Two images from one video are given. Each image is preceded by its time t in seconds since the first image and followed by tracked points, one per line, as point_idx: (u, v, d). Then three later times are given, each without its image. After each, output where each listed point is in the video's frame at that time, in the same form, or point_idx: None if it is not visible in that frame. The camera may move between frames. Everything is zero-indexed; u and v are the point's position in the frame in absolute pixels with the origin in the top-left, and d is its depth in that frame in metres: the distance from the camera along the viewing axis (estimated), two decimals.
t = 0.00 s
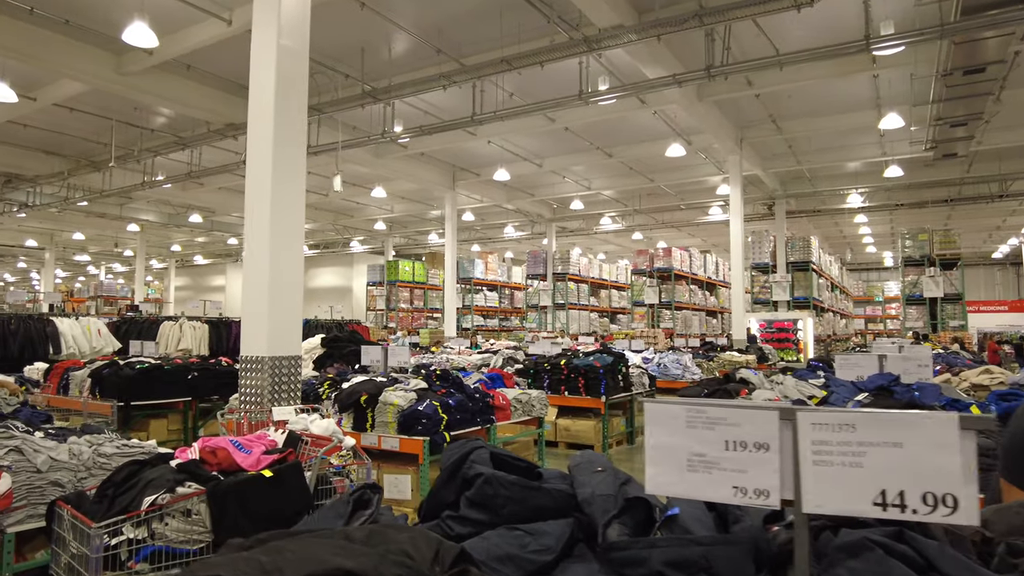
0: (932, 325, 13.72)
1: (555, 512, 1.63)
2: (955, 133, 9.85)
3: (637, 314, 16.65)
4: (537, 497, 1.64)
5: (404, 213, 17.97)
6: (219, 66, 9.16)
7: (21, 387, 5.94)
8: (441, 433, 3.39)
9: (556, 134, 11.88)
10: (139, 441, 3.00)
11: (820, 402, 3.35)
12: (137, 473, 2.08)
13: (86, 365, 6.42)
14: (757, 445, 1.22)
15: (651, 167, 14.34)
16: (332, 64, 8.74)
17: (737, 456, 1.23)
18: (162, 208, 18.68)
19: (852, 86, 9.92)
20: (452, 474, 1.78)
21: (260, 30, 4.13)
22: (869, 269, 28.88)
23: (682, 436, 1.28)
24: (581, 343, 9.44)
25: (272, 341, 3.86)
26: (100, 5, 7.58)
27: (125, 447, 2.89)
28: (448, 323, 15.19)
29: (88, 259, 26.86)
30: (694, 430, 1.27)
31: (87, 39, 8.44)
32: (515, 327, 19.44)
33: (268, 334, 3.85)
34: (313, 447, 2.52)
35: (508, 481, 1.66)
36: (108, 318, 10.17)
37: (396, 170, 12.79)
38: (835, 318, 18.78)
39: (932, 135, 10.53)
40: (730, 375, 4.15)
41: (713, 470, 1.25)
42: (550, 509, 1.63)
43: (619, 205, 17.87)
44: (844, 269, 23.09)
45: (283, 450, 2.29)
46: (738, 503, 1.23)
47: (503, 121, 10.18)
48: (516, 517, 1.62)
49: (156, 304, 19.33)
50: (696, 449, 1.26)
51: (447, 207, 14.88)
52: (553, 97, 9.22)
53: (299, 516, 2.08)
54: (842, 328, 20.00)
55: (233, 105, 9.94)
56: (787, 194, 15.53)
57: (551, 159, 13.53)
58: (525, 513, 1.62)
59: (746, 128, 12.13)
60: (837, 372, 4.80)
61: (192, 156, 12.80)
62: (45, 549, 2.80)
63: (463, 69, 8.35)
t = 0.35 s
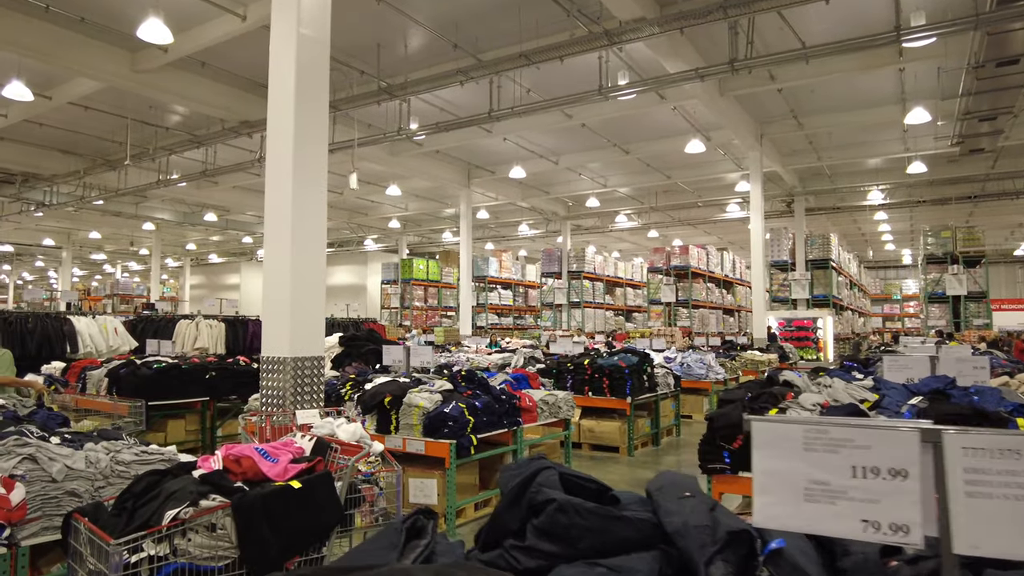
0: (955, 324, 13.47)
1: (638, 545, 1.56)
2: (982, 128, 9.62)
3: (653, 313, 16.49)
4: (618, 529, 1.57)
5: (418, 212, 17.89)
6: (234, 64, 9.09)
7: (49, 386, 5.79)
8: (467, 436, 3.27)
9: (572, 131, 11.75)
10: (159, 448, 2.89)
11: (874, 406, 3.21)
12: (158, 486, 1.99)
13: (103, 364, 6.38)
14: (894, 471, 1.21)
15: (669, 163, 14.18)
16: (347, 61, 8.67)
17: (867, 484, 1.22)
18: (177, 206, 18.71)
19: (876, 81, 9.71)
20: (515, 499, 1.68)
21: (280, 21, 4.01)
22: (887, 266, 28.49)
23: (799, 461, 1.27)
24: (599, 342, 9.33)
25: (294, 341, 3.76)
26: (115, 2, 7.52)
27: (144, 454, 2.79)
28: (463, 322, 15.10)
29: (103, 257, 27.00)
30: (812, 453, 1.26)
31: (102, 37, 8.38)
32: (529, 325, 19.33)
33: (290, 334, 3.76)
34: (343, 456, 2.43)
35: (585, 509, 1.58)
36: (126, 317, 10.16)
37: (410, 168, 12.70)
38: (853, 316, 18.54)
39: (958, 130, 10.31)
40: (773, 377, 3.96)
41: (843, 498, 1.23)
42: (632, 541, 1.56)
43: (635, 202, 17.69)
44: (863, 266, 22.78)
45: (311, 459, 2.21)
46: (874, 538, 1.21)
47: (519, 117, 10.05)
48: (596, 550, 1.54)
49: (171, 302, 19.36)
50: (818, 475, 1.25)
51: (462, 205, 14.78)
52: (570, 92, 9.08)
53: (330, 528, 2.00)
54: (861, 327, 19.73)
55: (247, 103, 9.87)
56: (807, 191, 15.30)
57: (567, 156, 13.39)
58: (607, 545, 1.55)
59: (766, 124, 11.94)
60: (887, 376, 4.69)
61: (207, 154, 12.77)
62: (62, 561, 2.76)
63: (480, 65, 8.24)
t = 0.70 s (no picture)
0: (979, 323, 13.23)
1: (759, 566, 1.47)
2: (1010, 123, 9.41)
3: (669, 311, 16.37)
4: (734, 546, 1.47)
5: (431, 210, 17.80)
6: (250, 60, 9.02)
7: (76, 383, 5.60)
8: (497, 436, 3.18)
9: (589, 127, 11.61)
10: (184, 449, 2.84)
11: (931, 408, 3.20)
12: (185, 491, 1.89)
13: (121, 361, 6.35)
14: None
15: (686, 160, 14.01)
16: (364, 57, 8.59)
17: None
18: (190, 205, 18.71)
19: (901, 74, 9.51)
20: (609, 513, 1.56)
21: (306, 9, 3.92)
22: (904, 265, 28.15)
23: (966, 470, 1.20)
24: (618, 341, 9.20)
25: (322, 340, 3.67)
26: None
27: (170, 456, 2.74)
28: (476, 320, 15.00)
29: (117, 256, 27.11)
30: (981, 462, 1.19)
31: (118, 33, 8.33)
32: (542, 324, 19.20)
33: (318, 331, 3.66)
34: (380, 457, 2.35)
35: (698, 525, 1.47)
36: (142, 315, 10.12)
37: (423, 166, 12.61)
38: (871, 315, 18.29)
39: (985, 125, 10.09)
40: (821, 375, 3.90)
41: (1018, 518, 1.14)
42: (750, 561, 1.47)
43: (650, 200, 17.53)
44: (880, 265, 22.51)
45: (347, 462, 2.17)
46: None
47: (536, 113, 9.93)
48: None
49: (184, 301, 19.35)
50: (990, 488, 1.17)
51: (476, 203, 14.67)
52: (588, 87, 8.96)
53: (369, 535, 1.94)
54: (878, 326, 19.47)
55: (263, 100, 9.80)
56: (825, 188, 15.11)
57: (583, 152, 13.26)
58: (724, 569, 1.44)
59: (786, 120, 11.76)
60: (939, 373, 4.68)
61: (221, 152, 12.72)
62: (86, 569, 2.66)
63: (498, 59, 8.12)
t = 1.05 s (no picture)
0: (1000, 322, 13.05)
1: None
2: None
3: (683, 309, 16.28)
4: None
5: (444, 207, 17.75)
6: (266, 57, 8.96)
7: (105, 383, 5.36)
8: (531, 439, 3.16)
9: (604, 123, 11.50)
10: (221, 455, 2.74)
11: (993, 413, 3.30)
12: (232, 504, 1.80)
13: (140, 360, 6.30)
14: None
15: (702, 156, 13.89)
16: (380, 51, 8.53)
17: None
18: (203, 203, 18.73)
19: (925, 68, 9.36)
20: (740, 543, 1.43)
21: None
22: (919, 263, 27.88)
23: None
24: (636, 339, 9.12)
25: (354, 338, 3.59)
26: None
27: (208, 464, 2.63)
28: (490, 318, 14.92)
29: (129, 254, 27.24)
30: None
31: (134, 29, 8.29)
32: (554, 322, 19.11)
33: (350, 329, 3.59)
34: (427, 463, 2.29)
35: (860, 558, 1.34)
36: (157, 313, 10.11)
37: (438, 163, 12.56)
38: (887, 313, 18.11)
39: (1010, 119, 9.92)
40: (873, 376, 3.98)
41: None
42: None
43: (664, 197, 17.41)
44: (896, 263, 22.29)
45: (396, 470, 2.08)
46: None
47: (553, 109, 9.82)
48: None
49: (196, 298, 19.38)
50: None
51: (490, 200, 14.59)
52: (605, 82, 8.86)
53: (424, 548, 1.83)
54: (894, 325, 19.28)
55: (278, 96, 9.75)
56: (843, 185, 14.96)
57: (597, 149, 13.16)
58: None
59: (805, 115, 11.62)
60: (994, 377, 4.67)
61: (236, 149, 12.70)
62: None
63: (517, 54, 8.05)
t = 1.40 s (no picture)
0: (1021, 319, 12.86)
1: None
2: None
3: (698, 306, 16.14)
4: None
5: (455, 204, 17.63)
6: (281, 50, 8.85)
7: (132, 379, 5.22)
8: (568, 438, 3.17)
9: (620, 117, 11.35)
10: (256, 456, 2.62)
11: None
12: (280, 511, 1.69)
13: (158, 357, 6.20)
14: None
15: (718, 151, 13.74)
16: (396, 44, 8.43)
17: None
18: (214, 199, 18.67)
19: (950, 60, 9.16)
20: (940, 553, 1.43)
21: None
22: (934, 260, 27.60)
23: None
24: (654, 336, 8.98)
25: (386, 333, 3.51)
26: None
27: (245, 465, 2.52)
28: (503, 315, 14.80)
29: (140, 251, 27.24)
30: None
31: (147, 22, 8.20)
32: (566, 319, 18.99)
33: (384, 323, 3.51)
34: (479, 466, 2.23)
35: None
36: (172, 309, 10.07)
37: (451, 159, 12.47)
38: (904, 310, 17.90)
39: None
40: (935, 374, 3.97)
41: None
42: None
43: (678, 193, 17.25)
44: (911, 260, 22.06)
45: (450, 472, 1.99)
46: None
47: (570, 102, 9.68)
48: None
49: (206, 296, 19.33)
50: None
51: (503, 196, 14.48)
52: (624, 75, 8.72)
53: (485, 557, 1.74)
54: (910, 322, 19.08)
55: (292, 91, 9.66)
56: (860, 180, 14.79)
57: (612, 144, 13.02)
58: None
59: (825, 109, 11.43)
60: None
61: (248, 145, 12.63)
62: None
63: (535, 47, 7.93)
